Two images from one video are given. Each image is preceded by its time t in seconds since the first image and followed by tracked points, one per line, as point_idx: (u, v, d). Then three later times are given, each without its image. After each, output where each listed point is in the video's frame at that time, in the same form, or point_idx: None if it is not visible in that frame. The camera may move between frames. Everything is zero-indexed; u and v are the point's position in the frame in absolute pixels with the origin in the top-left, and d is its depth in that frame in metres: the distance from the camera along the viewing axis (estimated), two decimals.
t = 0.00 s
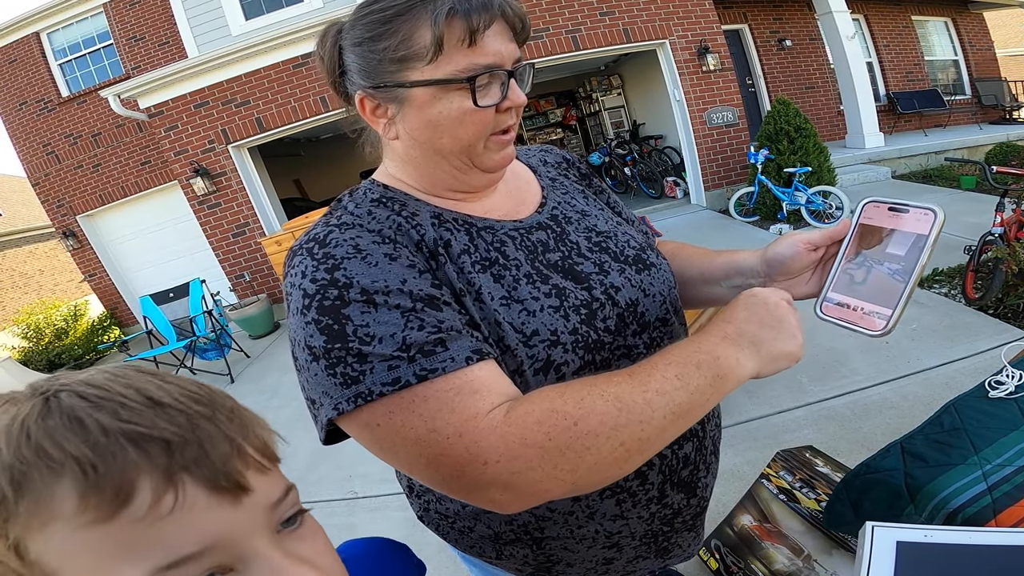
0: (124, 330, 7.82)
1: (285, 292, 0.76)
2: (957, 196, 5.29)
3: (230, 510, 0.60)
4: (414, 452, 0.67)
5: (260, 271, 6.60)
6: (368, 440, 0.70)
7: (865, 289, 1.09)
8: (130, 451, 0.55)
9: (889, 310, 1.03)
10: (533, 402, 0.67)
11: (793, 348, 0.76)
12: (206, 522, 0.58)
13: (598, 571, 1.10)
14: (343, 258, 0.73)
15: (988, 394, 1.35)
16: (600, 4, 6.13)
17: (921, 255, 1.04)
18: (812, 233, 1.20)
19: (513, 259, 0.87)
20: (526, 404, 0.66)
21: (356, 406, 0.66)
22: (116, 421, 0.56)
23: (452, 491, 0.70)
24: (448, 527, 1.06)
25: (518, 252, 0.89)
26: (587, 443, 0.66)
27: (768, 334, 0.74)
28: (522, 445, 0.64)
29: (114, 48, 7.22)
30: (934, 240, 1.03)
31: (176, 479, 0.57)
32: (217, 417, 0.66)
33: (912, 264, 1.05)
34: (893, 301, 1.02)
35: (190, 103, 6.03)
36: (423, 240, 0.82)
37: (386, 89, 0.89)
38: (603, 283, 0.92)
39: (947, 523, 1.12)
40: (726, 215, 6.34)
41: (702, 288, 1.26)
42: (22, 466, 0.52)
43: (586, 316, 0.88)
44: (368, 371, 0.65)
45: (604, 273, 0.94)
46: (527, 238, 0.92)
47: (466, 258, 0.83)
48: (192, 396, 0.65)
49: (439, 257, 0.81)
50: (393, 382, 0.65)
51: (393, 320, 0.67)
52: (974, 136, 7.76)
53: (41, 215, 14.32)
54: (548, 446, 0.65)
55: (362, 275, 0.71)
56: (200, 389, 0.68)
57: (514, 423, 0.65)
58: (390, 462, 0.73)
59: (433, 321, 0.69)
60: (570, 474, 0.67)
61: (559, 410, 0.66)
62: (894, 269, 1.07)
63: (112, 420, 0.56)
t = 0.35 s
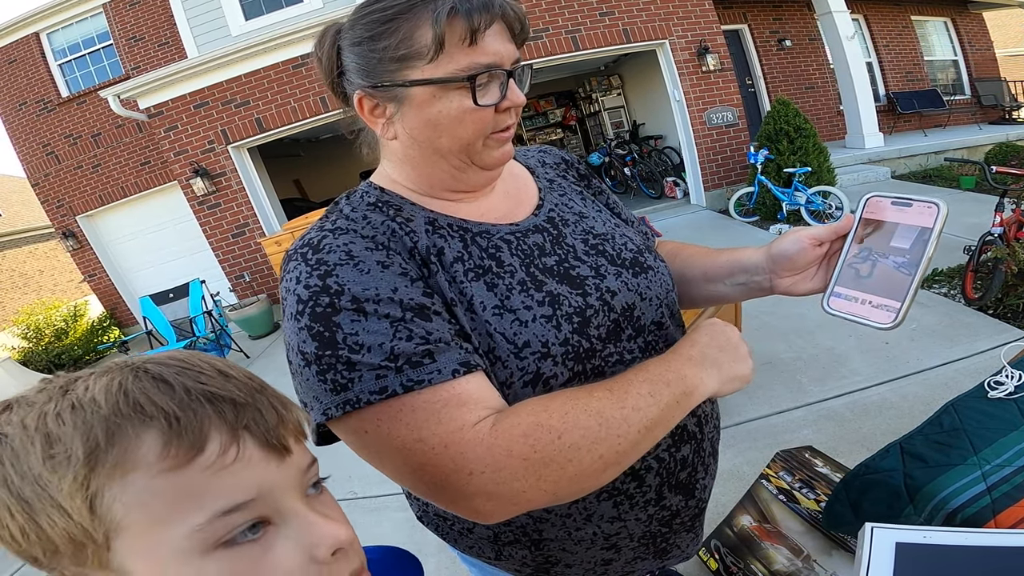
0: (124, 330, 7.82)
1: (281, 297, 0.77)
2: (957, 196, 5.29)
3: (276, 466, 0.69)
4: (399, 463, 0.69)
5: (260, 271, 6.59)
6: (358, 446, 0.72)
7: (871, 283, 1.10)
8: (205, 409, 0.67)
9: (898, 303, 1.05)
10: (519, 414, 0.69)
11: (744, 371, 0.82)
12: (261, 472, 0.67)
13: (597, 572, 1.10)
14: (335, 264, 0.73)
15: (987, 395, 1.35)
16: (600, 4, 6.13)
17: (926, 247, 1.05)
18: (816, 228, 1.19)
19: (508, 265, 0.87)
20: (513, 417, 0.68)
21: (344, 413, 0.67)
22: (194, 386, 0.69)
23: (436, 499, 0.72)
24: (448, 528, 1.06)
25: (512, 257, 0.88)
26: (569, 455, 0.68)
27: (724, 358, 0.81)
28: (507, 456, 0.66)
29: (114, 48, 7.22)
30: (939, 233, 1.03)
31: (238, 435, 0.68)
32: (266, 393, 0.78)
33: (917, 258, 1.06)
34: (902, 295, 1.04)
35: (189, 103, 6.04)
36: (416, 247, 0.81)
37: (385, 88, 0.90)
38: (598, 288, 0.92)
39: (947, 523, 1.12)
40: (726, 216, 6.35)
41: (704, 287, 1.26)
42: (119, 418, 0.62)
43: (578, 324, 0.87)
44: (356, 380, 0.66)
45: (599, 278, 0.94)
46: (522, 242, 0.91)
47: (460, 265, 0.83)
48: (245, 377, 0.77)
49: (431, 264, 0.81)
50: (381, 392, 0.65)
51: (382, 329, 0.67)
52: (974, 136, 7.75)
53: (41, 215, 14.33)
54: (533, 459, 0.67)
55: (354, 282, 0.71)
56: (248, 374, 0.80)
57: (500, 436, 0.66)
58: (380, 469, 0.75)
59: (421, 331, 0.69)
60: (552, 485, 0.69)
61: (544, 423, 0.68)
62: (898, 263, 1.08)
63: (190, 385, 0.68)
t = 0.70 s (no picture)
0: (124, 331, 7.82)
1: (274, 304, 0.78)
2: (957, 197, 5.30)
3: (275, 447, 0.72)
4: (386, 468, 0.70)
5: (259, 272, 6.59)
6: (346, 450, 0.73)
7: (874, 284, 1.10)
8: (208, 396, 0.69)
9: (901, 304, 1.05)
10: (504, 422, 0.69)
11: (735, 381, 0.83)
12: (268, 450, 0.71)
13: None
14: (324, 272, 0.74)
15: (985, 395, 1.35)
16: (599, 5, 6.13)
17: (929, 245, 1.05)
18: (817, 228, 1.19)
19: (499, 271, 0.87)
20: (499, 424, 0.68)
21: (332, 419, 0.68)
22: (191, 376, 0.71)
23: (421, 504, 0.73)
24: (443, 531, 1.06)
25: (503, 264, 0.88)
26: (555, 462, 0.69)
27: (714, 368, 0.81)
28: (491, 465, 0.67)
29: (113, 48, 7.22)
30: (941, 233, 1.03)
31: (240, 420, 0.70)
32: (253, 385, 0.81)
33: (920, 258, 1.07)
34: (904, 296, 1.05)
35: (189, 104, 6.04)
36: (406, 253, 0.81)
37: (373, 93, 0.90)
38: (591, 293, 0.92)
39: (945, 524, 1.13)
40: (725, 216, 6.35)
41: (706, 288, 1.26)
42: (130, 406, 0.63)
43: (568, 332, 0.87)
44: (344, 386, 0.67)
45: (593, 283, 0.93)
46: (514, 248, 0.91)
47: (449, 272, 0.83)
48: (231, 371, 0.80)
49: (420, 272, 0.81)
50: (366, 399, 0.66)
51: (369, 337, 0.68)
52: (973, 136, 7.76)
53: (41, 215, 14.32)
54: (518, 467, 0.68)
55: (342, 289, 0.72)
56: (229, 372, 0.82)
57: (484, 444, 0.67)
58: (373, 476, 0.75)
59: (408, 338, 0.69)
60: (536, 493, 0.70)
61: (529, 432, 0.69)
62: (901, 263, 1.08)
63: (188, 375, 0.71)
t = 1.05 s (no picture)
0: (124, 333, 7.74)
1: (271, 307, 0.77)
2: (956, 197, 5.30)
3: (275, 438, 0.72)
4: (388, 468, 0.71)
5: (258, 273, 6.58)
6: (347, 451, 0.74)
7: (868, 287, 1.10)
8: (206, 389, 0.69)
9: (895, 308, 1.05)
10: (506, 421, 0.69)
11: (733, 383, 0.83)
12: (269, 441, 0.71)
13: None
14: (320, 273, 0.74)
15: (983, 395, 1.35)
16: (599, 5, 6.13)
17: (924, 248, 1.06)
18: (810, 230, 1.19)
19: (496, 271, 0.87)
20: (502, 421, 0.69)
21: (333, 421, 0.68)
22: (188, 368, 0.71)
23: (431, 504, 0.74)
24: (442, 533, 1.06)
25: (500, 264, 0.88)
26: (559, 460, 0.69)
27: (728, 361, 0.76)
28: (495, 462, 0.68)
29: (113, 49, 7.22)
30: (936, 235, 1.04)
31: (239, 412, 0.70)
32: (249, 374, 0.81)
33: (914, 261, 1.07)
34: (899, 300, 1.04)
35: (188, 104, 6.03)
36: (403, 254, 0.82)
37: (365, 95, 0.90)
38: (588, 295, 0.92)
39: (945, 524, 1.13)
40: (724, 216, 6.35)
41: (701, 290, 1.26)
42: (127, 403, 0.62)
43: (567, 332, 0.88)
44: (343, 388, 0.68)
45: (591, 284, 0.94)
46: (511, 249, 0.91)
47: (447, 273, 0.83)
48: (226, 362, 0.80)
49: (417, 272, 0.81)
50: (366, 400, 0.67)
51: (367, 339, 0.69)
52: (972, 136, 7.77)
53: (40, 216, 14.32)
54: (521, 465, 0.68)
55: (339, 291, 0.72)
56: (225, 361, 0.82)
57: (487, 443, 0.67)
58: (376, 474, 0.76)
59: (406, 340, 0.70)
60: (545, 490, 0.70)
61: (532, 429, 0.69)
62: (895, 265, 1.09)
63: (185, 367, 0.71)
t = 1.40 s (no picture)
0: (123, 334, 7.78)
1: (288, 298, 0.76)
2: (956, 197, 5.31)
3: (269, 430, 0.74)
4: (460, 440, 0.67)
5: (257, 273, 6.58)
6: (386, 441, 0.73)
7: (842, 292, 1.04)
8: (194, 385, 0.68)
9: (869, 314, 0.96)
10: (582, 384, 0.68)
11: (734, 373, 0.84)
12: (262, 435, 0.71)
13: (596, 572, 1.11)
14: (353, 255, 0.74)
15: (982, 394, 1.36)
16: (598, 6, 6.14)
17: (902, 252, 1.01)
18: (793, 233, 1.20)
19: (516, 258, 0.88)
20: (575, 385, 0.68)
21: (388, 401, 0.67)
22: (171, 363, 0.70)
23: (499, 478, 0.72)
24: (447, 532, 1.06)
25: (520, 253, 0.89)
26: (642, 421, 0.67)
27: (848, 321, 0.72)
28: (573, 424, 0.66)
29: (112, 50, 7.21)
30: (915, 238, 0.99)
31: (230, 407, 0.70)
32: (236, 363, 0.80)
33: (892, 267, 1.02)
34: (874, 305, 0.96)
35: (187, 105, 6.03)
36: (427, 239, 0.82)
37: (367, 95, 0.90)
38: (600, 286, 0.93)
39: (943, 524, 1.13)
40: (724, 216, 6.36)
41: (686, 289, 1.26)
42: (115, 405, 0.61)
43: (588, 315, 0.88)
44: (400, 362, 0.66)
45: (600, 276, 0.94)
46: (525, 243, 0.92)
47: (471, 256, 0.84)
48: (211, 352, 0.79)
49: (444, 256, 0.82)
50: (428, 369, 0.65)
51: (417, 310, 0.68)
52: (970, 137, 7.78)
53: (39, 215, 14.32)
54: (601, 426, 0.67)
55: (377, 269, 0.72)
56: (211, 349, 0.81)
57: (563, 403, 0.66)
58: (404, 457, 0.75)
59: (459, 307, 0.71)
60: (624, 453, 0.69)
61: (611, 388, 0.68)
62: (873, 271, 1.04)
63: (167, 363, 0.69)
